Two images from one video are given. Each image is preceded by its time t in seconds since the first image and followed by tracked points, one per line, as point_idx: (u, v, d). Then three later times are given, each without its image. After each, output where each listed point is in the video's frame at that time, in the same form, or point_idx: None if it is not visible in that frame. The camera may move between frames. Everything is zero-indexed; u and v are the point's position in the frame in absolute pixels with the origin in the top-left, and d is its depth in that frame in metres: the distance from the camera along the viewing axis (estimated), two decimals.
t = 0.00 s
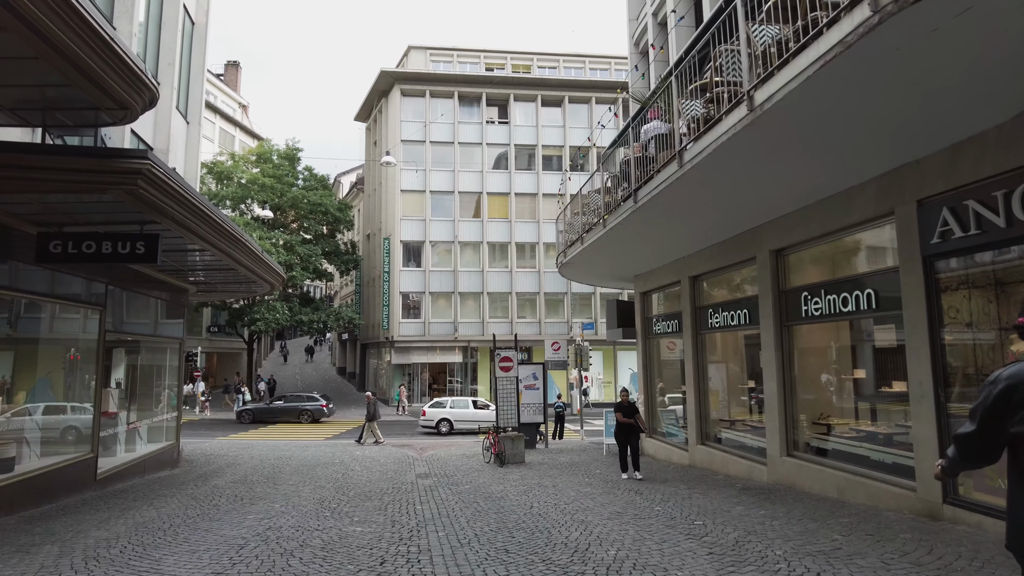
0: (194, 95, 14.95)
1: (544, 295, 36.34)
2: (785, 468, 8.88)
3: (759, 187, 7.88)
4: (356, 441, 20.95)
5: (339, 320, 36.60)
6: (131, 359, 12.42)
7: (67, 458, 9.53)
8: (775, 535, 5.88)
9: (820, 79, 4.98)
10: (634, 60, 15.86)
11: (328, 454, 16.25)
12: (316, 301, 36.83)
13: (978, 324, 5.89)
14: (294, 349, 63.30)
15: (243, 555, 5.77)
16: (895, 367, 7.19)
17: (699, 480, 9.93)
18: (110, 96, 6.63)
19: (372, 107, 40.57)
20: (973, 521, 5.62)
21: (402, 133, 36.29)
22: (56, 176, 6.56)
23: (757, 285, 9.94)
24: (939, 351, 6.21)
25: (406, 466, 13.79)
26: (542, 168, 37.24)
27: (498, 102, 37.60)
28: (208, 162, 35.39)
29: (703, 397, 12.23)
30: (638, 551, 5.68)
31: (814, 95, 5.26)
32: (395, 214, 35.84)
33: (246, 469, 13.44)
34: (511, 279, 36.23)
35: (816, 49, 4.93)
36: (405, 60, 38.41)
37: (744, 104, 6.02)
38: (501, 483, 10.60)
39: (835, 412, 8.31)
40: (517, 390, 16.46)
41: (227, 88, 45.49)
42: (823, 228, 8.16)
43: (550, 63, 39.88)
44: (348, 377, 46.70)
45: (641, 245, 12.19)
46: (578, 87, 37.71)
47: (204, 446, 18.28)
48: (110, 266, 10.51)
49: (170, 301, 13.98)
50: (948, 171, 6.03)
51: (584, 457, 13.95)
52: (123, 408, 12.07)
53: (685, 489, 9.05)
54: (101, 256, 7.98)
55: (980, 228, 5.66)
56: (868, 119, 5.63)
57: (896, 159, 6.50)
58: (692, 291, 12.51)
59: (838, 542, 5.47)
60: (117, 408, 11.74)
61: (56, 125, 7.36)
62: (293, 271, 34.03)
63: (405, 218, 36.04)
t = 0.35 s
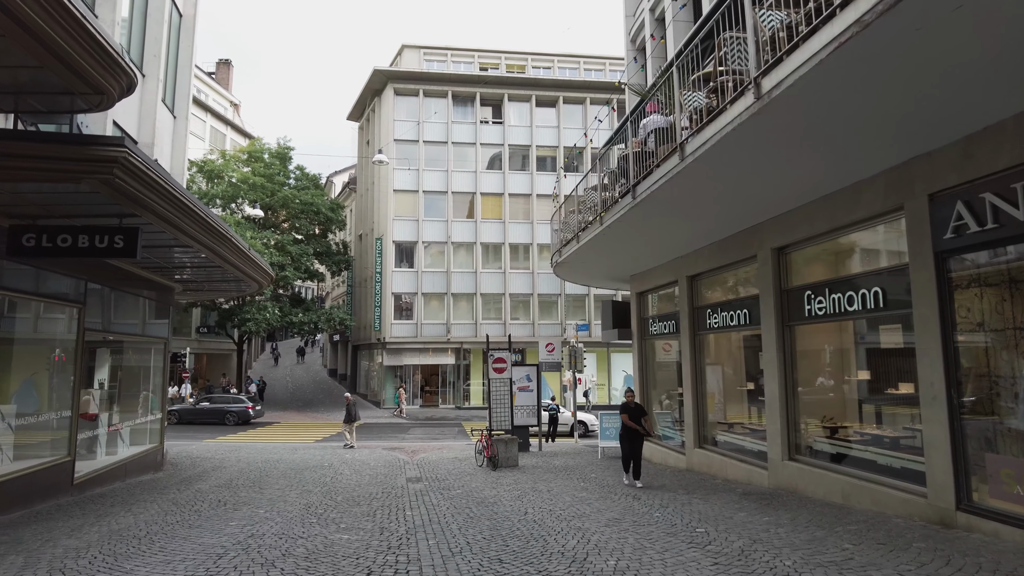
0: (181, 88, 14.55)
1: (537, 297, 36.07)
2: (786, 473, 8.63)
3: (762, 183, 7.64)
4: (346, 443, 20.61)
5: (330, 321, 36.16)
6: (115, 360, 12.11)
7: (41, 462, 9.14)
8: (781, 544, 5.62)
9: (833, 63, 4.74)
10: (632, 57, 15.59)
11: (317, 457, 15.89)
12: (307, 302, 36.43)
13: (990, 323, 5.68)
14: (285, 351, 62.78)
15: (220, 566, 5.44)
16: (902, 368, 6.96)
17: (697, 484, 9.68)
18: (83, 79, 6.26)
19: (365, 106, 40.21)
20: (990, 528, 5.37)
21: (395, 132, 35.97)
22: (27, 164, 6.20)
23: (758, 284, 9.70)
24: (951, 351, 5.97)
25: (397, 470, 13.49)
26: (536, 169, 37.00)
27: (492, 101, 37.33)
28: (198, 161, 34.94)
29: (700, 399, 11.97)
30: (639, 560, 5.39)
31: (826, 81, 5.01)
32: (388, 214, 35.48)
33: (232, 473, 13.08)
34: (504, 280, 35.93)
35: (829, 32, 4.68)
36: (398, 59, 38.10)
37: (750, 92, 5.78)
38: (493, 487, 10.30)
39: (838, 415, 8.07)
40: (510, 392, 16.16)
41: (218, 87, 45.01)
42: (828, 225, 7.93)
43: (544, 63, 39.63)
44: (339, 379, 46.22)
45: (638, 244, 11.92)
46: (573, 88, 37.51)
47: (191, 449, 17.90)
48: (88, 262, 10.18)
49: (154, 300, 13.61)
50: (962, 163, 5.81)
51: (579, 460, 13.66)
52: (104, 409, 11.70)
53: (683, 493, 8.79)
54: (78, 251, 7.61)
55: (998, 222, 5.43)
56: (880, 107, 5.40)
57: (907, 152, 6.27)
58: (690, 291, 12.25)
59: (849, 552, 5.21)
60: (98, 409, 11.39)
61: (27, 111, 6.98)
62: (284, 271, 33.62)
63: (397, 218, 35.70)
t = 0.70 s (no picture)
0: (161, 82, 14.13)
1: (525, 298, 35.85)
2: (779, 476, 8.44)
3: (756, 179, 7.45)
4: (330, 445, 20.25)
5: (315, 322, 35.70)
6: (90, 360, 11.74)
7: (7, 466, 8.76)
8: (779, 551, 5.41)
9: (836, 49, 4.53)
10: (621, 55, 15.39)
11: (299, 460, 15.53)
12: (292, 303, 35.97)
13: (991, 322, 5.51)
14: (269, 352, 62.07)
15: None
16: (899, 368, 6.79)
17: (688, 488, 9.47)
18: (46, 61, 5.87)
19: (352, 104, 39.82)
20: (993, 533, 5.20)
21: (382, 131, 35.62)
22: None
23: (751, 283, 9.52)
24: (952, 351, 5.79)
25: (381, 473, 13.19)
26: (524, 169, 36.80)
27: (480, 101, 37.08)
28: (181, 158, 34.38)
29: (690, 401, 11.76)
30: (630, 569, 5.16)
31: (827, 68, 4.82)
32: (374, 213, 35.11)
33: (210, 476, 12.70)
34: (492, 281, 35.67)
35: (833, 15, 4.48)
36: (386, 57, 37.75)
37: (748, 81, 5.57)
38: (480, 491, 10.03)
39: (834, 417, 7.87)
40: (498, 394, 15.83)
41: (203, 84, 44.38)
42: (823, 223, 7.77)
43: (533, 63, 39.43)
44: (324, 381, 45.70)
45: (628, 243, 11.71)
46: (561, 88, 37.36)
47: (170, 451, 17.45)
48: (58, 257, 9.82)
49: (131, 299, 13.20)
50: (964, 157, 5.64)
51: (567, 463, 13.41)
52: (78, 410, 11.34)
53: (675, 497, 8.57)
54: (43, 244, 7.23)
55: (1002, 217, 5.27)
56: (883, 97, 5.21)
57: (906, 145, 6.10)
58: (680, 290, 12.04)
59: (850, 559, 5.01)
60: (71, 411, 11.00)
61: None
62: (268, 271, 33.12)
63: (384, 218, 35.33)
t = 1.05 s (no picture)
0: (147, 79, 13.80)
1: (519, 302, 35.56)
2: (782, 482, 8.16)
3: (758, 174, 7.19)
4: (321, 451, 19.90)
5: (307, 326, 35.31)
6: (72, 364, 11.41)
7: None
8: (787, 563, 5.14)
9: (848, 31, 4.28)
10: (617, 54, 15.14)
11: (288, 466, 15.17)
12: (283, 307, 35.58)
13: (1004, 322, 5.26)
14: (261, 357, 61.52)
15: None
16: (907, 370, 6.55)
17: (687, 494, 9.20)
18: (14, 45, 5.54)
19: (345, 107, 39.56)
20: (1011, 544, 4.94)
21: (375, 133, 35.36)
22: None
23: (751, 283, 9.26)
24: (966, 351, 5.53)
25: (372, 480, 12.88)
26: (518, 172, 36.58)
27: (474, 104, 36.86)
28: (172, 160, 34.02)
29: (689, 405, 11.47)
30: None
31: (837, 53, 4.57)
32: (367, 216, 34.80)
33: (195, 484, 12.34)
34: (486, 284, 35.38)
35: None
36: (379, 59, 37.51)
37: (752, 69, 5.31)
38: (472, 498, 9.73)
39: (839, 420, 7.62)
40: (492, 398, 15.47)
41: (195, 86, 44.02)
42: (826, 220, 7.52)
43: (527, 66, 39.21)
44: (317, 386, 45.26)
45: (625, 244, 11.45)
46: (556, 91, 37.19)
47: (156, 457, 17.08)
48: (34, 257, 9.48)
49: (115, 301, 12.86)
50: (978, 150, 5.39)
51: (562, 469, 13.10)
52: (59, 415, 10.98)
53: (674, 504, 8.30)
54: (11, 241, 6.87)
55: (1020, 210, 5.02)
56: (892, 86, 4.97)
57: (915, 138, 5.86)
58: (678, 291, 11.76)
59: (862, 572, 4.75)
60: (51, 416, 10.67)
61: None
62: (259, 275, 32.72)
63: (377, 221, 35.02)
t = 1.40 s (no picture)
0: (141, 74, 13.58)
1: (519, 302, 35.32)
2: (790, 484, 7.93)
3: (765, 167, 6.97)
4: (318, 453, 19.66)
5: (306, 327, 35.06)
6: (63, 363, 11.16)
7: None
8: (800, 570, 4.92)
9: (866, 11, 4.07)
10: (618, 49, 14.93)
11: (284, 468, 14.90)
12: (282, 308, 35.35)
13: None
14: (260, 359, 61.23)
15: None
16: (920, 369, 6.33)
17: (691, 496, 8.98)
18: None
19: (344, 106, 39.36)
20: None
21: (374, 133, 35.15)
22: None
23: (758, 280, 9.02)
24: (984, 347, 5.31)
25: (369, 482, 12.64)
26: (518, 172, 36.38)
27: (474, 103, 36.65)
28: (170, 160, 33.80)
29: (693, 404, 11.21)
30: None
31: (853, 35, 4.35)
32: (365, 216, 34.58)
33: (189, 486, 12.09)
34: (486, 285, 35.16)
35: None
36: (378, 59, 37.33)
37: (762, 52, 5.09)
38: (470, 500, 9.49)
39: (850, 421, 7.38)
40: (492, 399, 15.28)
41: (193, 86, 43.81)
42: (836, 213, 7.30)
43: (527, 65, 38.98)
44: (315, 387, 44.98)
45: (627, 240, 11.22)
46: (556, 90, 36.98)
47: (151, 459, 16.83)
48: (20, 253, 9.24)
49: (108, 300, 12.62)
50: (998, 137, 5.17)
51: (563, 471, 12.86)
52: (48, 416, 10.70)
53: (679, 507, 8.07)
54: None
55: None
56: (912, 69, 4.72)
57: (932, 125, 5.63)
58: (681, 289, 11.51)
59: None
60: (40, 416, 10.42)
61: None
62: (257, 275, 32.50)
63: (376, 221, 34.79)
